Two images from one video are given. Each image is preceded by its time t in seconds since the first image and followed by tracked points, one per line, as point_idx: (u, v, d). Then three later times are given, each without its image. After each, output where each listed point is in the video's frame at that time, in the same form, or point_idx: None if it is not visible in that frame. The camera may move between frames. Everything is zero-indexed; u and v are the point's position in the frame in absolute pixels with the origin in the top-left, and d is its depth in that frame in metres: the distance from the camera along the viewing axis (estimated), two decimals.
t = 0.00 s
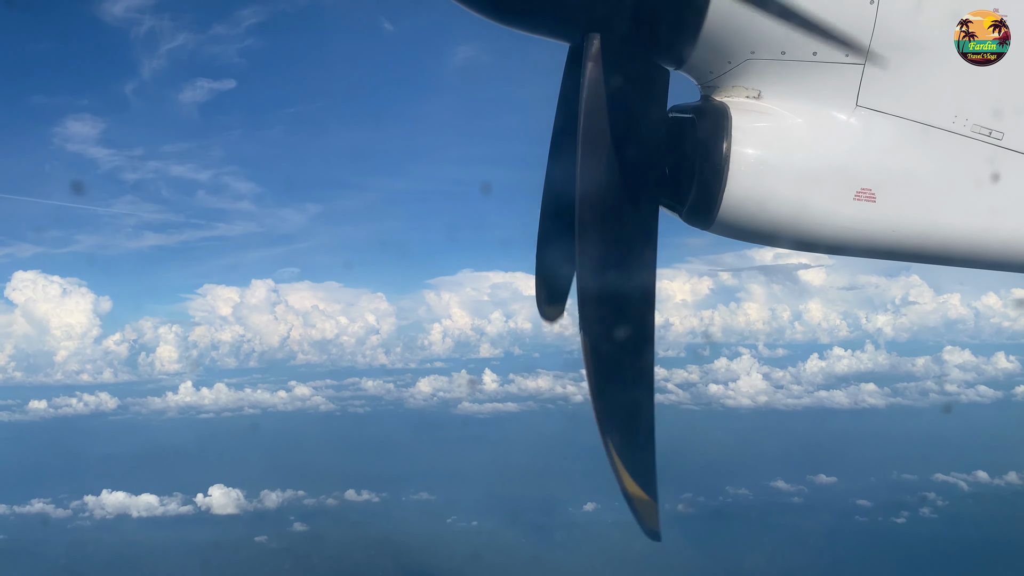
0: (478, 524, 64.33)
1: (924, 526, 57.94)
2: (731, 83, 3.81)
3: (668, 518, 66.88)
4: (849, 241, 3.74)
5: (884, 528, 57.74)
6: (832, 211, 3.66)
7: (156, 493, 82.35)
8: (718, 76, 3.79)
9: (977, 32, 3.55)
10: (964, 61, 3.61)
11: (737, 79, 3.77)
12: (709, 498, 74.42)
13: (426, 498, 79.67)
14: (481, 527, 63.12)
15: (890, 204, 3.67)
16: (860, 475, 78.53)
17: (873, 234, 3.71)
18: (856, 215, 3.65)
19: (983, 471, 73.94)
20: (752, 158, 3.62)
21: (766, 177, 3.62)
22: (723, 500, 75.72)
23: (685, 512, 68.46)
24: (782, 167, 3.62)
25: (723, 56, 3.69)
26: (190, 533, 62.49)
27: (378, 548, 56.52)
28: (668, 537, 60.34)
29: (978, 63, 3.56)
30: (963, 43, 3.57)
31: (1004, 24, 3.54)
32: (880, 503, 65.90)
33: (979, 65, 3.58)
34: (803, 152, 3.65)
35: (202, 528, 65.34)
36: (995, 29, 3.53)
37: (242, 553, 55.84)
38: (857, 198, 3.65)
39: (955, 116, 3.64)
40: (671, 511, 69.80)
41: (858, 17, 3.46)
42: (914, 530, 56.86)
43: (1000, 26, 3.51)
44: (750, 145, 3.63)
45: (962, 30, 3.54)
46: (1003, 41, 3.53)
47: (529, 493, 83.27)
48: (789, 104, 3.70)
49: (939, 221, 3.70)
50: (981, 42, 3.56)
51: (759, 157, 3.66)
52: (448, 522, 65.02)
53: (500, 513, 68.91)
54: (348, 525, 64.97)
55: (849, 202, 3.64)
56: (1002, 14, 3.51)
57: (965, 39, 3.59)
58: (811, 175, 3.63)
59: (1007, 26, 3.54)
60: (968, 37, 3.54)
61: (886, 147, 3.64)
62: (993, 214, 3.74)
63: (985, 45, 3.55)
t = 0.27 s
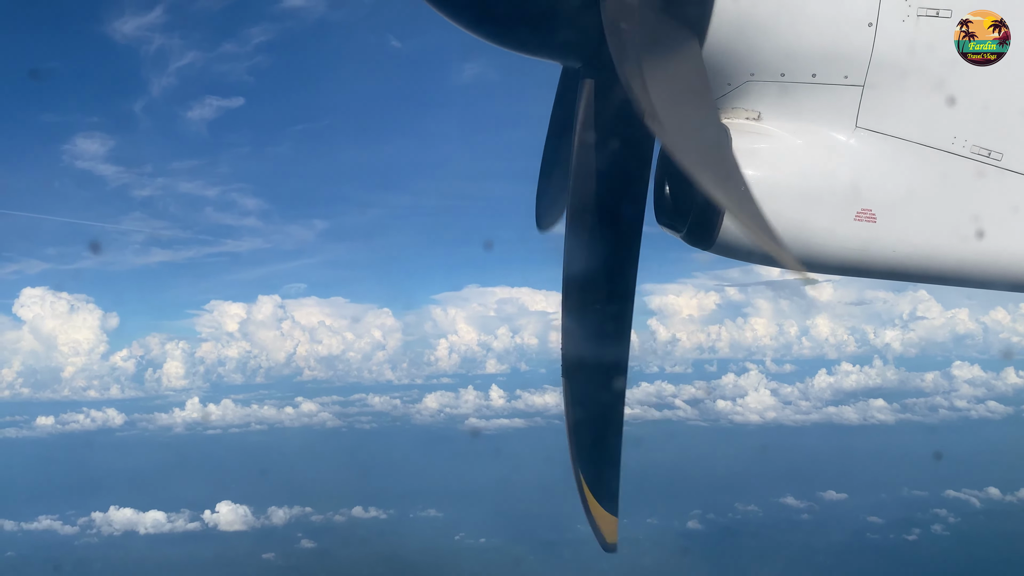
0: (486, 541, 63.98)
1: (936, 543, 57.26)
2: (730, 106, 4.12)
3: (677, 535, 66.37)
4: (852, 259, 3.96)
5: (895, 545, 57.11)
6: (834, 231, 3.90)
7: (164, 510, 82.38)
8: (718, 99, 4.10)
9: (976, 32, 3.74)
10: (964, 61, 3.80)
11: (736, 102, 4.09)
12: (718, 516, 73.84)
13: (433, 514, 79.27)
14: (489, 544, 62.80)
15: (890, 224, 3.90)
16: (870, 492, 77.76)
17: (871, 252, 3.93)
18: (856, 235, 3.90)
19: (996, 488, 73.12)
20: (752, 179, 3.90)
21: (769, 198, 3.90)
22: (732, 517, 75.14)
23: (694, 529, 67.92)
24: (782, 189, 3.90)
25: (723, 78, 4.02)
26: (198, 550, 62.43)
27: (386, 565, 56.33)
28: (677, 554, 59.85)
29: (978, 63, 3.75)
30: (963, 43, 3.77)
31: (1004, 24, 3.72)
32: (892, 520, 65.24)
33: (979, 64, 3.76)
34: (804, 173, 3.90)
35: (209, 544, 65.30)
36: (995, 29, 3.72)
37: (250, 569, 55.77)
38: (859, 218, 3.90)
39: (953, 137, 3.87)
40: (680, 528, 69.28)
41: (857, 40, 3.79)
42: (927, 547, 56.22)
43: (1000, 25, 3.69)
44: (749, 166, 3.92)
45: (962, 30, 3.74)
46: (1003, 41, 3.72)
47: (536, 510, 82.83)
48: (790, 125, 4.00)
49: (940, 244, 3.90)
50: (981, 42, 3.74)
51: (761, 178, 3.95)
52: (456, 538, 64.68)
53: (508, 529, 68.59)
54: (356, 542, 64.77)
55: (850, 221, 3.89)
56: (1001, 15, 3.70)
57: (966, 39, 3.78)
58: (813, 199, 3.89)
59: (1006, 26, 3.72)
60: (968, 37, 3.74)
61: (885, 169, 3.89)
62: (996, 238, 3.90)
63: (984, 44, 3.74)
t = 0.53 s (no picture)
0: (494, 558, 63.59)
1: (950, 559, 56.64)
2: (729, 124, 4.34)
3: (687, 552, 65.83)
4: (848, 275, 4.17)
5: (908, 561, 56.50)
6: (830, 248, 4.12)
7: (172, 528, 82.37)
8: (717, 117, 4.31)
9: (976, 33, 3.88)
10: (964, 60, 3.93)
11: (735, 120, 4.30)
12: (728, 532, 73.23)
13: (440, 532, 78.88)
14: (496, 562, 62.45)
15: (887, 242, 4.09)
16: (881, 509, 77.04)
17: (867, 269, 4.14)
18: (853, 251, 4.10)
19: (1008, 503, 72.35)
20: (750, 198, 4.18)
21: (767, 215, 4.15)
22: (742, 533, 74.53)
23: (704, 546, 67.37)
24: (778, 207, 4.14)
25: (721, 98, 4.21)
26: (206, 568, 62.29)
27: None
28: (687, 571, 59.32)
29: (977, 64, 3.88)
30: (963, 43, 3.90)
31: (1004, 24, 3.88)
32: (904, 536, 64.63)
33: (978, 64, 3.90)
34: (803, 192, 4.11)
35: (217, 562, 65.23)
36: (995, 29, 3.86)
37: None
38: (857, 236, 4.11)
39: (953, 156, 4.04)
40: (690, 545, 68.76)
41: (854, 62, 3.92)
42: (940, 563, 55.64)
43: (999, 26, 3.85)
44: (749, 185, 4.20)
45: (962, 30, 3.88)
46: (1003, 41, 3.86)
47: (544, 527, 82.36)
48: (786, 145, 4.21)
49: (934, 261, 4.09)
50: (981, 42, 3.89)
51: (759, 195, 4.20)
52: (463, 556, 64.29)
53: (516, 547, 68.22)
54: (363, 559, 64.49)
55: (848, 239, 4.09)
56: (1001, 16, 3.86)
57: (965, 40, 3.92)
58: (813, 218, 4.10)
59: (1005, 26, 3.87)
60: (968, 37, 3.87)
61: (883, 188, 4.07)
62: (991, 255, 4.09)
63: (985, 44, 3.88)
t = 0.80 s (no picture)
0: None
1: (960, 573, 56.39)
2: (727, 146, 4.58)
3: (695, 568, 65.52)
4: (848, 296, 4.30)
5: None
6: (830, 271, 4.24)
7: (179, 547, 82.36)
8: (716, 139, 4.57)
9: (976, 32, 4.10)
10: (965, 60, 4.15)
11: (732, 142, 4.55)
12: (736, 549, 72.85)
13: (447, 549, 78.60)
14: None
15: (886, 264, 4.24)
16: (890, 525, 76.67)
17: (869, 289, 4.27)
18: (853, 273, 4.23)
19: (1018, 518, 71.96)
20: (747, 218, 4.28)
21: (767, 236, 4.26)
22: (750, 549, 74.17)
23: (713, 562, 67.10)
24: (774, 229, 4.25)
25: (719, 121, 4.46)
26: None
27: None
28: None
29: (977, 63, 4.11)
30: (963, 43, 4.11)
31: (1002, 25, 4.12)
32: (913, 551, 64.37)
33: (979, 64, 4.12)
34: (799, 214, 4.26)
35: None
36: (995, 28, 4.09)
37: None
38: (856, 257, 4.24)
39: (949, 176, 4.25)
40: (698, 562, 68.45)
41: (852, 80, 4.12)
42: None
43: (998, 26, 4.08)
44: (745, 207, 4.30)
45: (963, 30, 4.09)
46: (1002, 40, 4.09)
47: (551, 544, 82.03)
48: (784, 167, 4.40)
49: (932, 282, 4.23)
50: (981, 42, 4.10)
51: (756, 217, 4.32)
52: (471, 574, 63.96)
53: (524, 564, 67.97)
54: None
55: (847, 259, 4.23)
56: (1000, 16, 4.10)
57: (966, 40, 4.15)
58: (813, 239, 4.24)
59: (1005, 25, 4.10)
60: (968, 37, 4.08)
61: (883, 209, 4.25)
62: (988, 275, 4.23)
63: (984, 44, 4.10)
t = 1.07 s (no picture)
0: None
1: None
2: (725, 168, 4.81)
3: None
4: (847, 315, 4.54)
5: None
6: (830, 289, 4.49)
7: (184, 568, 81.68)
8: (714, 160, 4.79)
9: (975, 33, 4.40)
10: (965, 59, 4.43)
11: (730, 164, 4.79)
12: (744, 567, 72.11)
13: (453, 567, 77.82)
14: None
15: (886, 282, 4.48)
16: (900, 542, 75.83)
17: (870, 307, 4.51)
18: (853, 292, 4.48)
19: None
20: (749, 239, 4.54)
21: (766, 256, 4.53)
22: (760, 567, 73.41)
23: None
24: (774, 249, 4.52)
25: (716, 142, 4.70)
26: None
27: None
28: None
29: (978, 62, 4.39)
30: (963, 42, 4.40)
31: (1003, 25, 4.41)
32: (924, 566, 63.79)
33: (979, 63, 4.40)
34: (800, 236, 4.53)
35: None
36: (995, 29, 4.39)
37: None
38: (857, 276, 4.49)
39: (945, 197, 4.53)
40: None
41: (848, 103, 4.43)
42: None
43: (998, 26, 4.36)
44: (748, 227, 4.57)
45: (963, 30, 4.38)
46: (1001, 40, 4.37)
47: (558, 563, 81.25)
48: (782, 189, 4.67)
49: (927, 301, 4.48)
50: (981, 41, 4.39)
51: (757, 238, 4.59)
52: None
53: None
54: None
55: (846, 280, 4.49)
56: (999, 17, 4.39)
57: (965, 41, 4.44)
58: (816, 260, 4.50)
59: (1004, 25, 4.39)
60: (968, 37, 4.37)
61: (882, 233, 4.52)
62: (981, 294, 4.49)
63: (984, 44, 4.38)
